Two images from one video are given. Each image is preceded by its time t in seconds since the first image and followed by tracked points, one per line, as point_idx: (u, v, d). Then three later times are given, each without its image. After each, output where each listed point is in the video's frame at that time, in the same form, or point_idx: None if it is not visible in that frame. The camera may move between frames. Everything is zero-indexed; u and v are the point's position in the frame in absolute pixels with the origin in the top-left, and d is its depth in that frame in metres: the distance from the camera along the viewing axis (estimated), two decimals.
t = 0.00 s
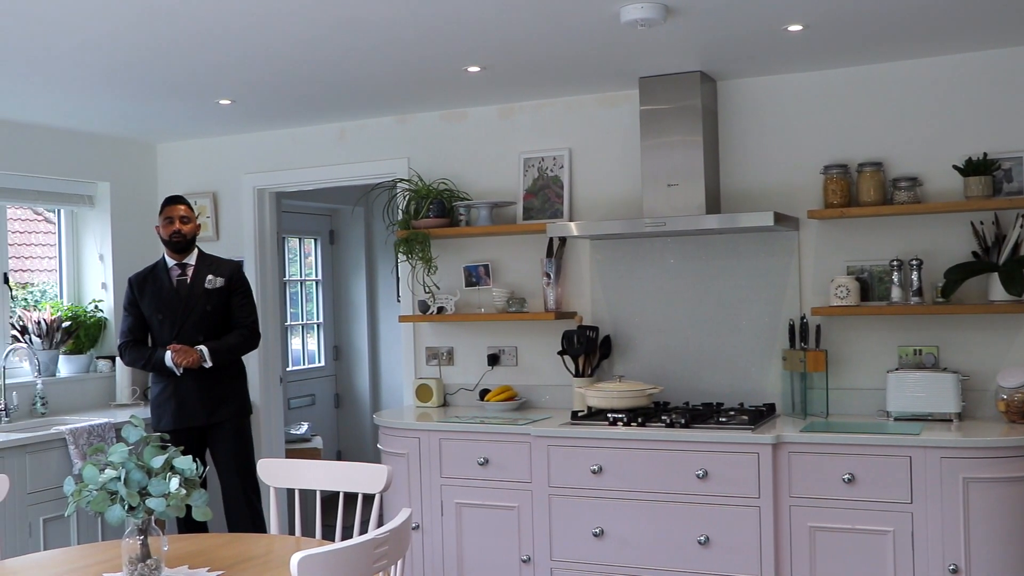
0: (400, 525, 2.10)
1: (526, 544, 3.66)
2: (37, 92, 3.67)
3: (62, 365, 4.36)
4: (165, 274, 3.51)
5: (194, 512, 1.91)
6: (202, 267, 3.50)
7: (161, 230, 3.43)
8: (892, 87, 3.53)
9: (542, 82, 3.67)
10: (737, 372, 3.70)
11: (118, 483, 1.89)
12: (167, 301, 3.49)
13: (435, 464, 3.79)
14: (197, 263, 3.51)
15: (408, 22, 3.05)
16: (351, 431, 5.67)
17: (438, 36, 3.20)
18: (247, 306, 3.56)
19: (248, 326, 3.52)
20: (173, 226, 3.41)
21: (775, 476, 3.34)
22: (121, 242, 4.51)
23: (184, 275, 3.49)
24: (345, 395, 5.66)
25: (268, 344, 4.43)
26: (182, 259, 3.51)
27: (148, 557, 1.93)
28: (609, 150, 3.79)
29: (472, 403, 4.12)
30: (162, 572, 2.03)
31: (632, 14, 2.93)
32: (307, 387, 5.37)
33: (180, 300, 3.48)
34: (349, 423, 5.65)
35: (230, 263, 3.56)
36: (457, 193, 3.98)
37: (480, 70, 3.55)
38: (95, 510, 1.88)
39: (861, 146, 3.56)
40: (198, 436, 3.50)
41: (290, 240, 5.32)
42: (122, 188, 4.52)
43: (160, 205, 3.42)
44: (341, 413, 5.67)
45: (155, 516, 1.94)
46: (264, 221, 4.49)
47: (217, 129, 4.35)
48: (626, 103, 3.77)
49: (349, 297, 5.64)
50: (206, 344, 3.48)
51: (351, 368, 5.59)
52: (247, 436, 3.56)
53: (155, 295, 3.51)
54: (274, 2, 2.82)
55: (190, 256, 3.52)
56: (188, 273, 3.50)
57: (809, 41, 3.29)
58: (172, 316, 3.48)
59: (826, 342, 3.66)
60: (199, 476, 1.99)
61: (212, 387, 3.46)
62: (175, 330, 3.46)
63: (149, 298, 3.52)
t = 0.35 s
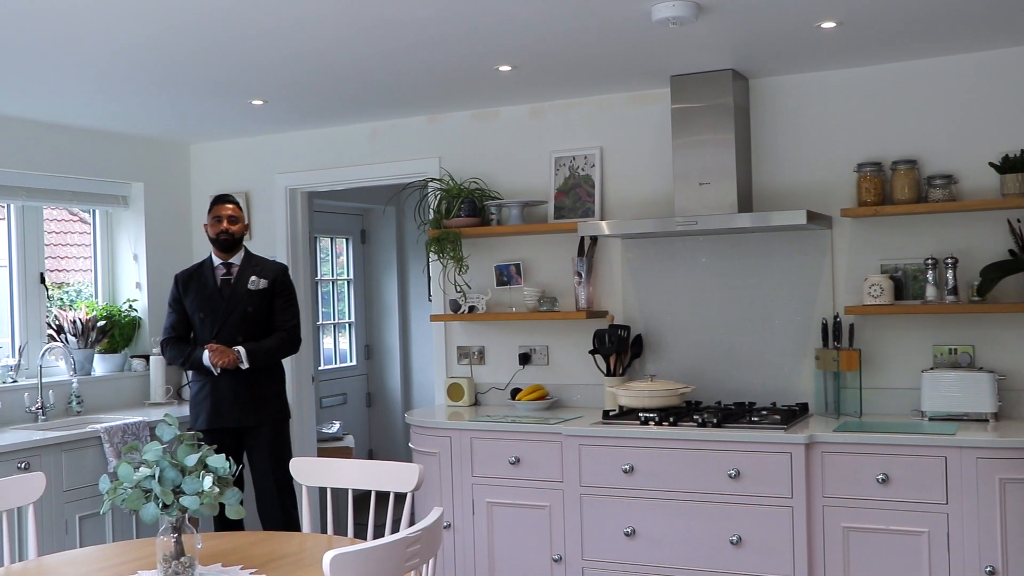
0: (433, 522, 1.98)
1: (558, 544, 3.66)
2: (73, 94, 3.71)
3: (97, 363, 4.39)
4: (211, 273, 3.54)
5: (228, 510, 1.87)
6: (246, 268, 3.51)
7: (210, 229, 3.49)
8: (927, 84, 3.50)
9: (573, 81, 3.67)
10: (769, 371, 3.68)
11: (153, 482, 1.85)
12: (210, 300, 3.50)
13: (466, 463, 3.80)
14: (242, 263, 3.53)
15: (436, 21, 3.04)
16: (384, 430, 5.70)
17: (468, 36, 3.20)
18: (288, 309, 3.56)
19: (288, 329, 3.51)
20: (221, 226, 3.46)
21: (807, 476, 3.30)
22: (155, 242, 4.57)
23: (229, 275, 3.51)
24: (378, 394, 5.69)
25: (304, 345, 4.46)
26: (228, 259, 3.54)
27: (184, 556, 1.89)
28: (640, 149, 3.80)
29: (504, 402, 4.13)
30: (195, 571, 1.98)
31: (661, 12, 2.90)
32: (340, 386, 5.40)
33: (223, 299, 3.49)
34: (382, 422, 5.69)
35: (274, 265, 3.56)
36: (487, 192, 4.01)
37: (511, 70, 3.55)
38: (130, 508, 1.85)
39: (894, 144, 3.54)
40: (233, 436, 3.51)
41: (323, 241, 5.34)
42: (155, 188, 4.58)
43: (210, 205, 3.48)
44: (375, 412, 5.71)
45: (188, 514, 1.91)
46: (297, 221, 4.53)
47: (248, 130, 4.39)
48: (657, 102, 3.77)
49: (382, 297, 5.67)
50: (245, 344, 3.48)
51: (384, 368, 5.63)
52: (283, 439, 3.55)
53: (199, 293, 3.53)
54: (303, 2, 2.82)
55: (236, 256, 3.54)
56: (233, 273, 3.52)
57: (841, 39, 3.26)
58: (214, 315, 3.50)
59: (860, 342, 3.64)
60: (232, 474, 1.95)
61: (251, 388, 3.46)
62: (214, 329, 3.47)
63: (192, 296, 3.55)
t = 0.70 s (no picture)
0: (442, 521, 1.94)
1: (567, 543, 3.66)
2: (84, 93, 3.72)
3: (107, 362, 4.40)
4: (243, 269, 3.53)
5: (238, 509, 1.84)
6: (279, 266, 3.51)
7: (245, 224, 3.47)
8: (937, 82, 3.49)
9: (582, 80, 3.67)
10: (779, 370, 3.68)
11: (162, 481, 1.82)
12: (241, 298, 3.49)
13: (476, 462, 3.80)
14: (275, 260, 3.51)
15: (445, 20, 3.04)
16: (393, 429, 5.71)
17: (477, 35, 3.20)
18: (320, 309, 3.56)
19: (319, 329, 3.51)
20: (255, 222, 3.44)
21: (817, 475, 3.29)
22: (165, 241, 4.58)
23: (261, 271, 3.50)
24: (387, 393, 5.70)
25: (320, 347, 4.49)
26: (261, 255, 3.52)
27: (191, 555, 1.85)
28: (650, 148, 3.80)
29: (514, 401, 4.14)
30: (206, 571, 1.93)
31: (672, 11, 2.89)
32: (348, 386, 5.41)
33: (254, 296, 3.48)
34: (391, 422, 5.70)
35: (307, 264, 3.56)
36: (497, 191, 4.02)
37: (521, 69, 3.55)
38: (139, 507, 1.82)
39: (904, 143, 3.54)
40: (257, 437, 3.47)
41: (331, 241, 5.35)
42: (165, 188, 4.58)
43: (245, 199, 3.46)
44: (383, 411, 5.71)
45: (198, 513, 1.88)
46: (307, 221, 4.54)
47: (258, 129, 4.40)
48: (667, 102, 3.78)
49: (391, 296, 5.68)
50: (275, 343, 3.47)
51: (394, 367, 5.64)
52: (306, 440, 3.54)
53: (230, 290, 3.52)
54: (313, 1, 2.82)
55: (269, 252, 3.52)
56: (265, 270, 3.50)
57: (851, 37, 3.26)
58: (245, 313, 3.49)
59: (869, 341, 3.63)
60: (242, 474, 1.92)
61: (279, 388, 3.44)
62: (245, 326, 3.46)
63: (223, 292, 3.54)
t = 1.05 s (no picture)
0: (441, 521, 1.94)
1: (566, 542, 3.66)
2: (84, 94, 3.73)
3: (106, 362, 4.41)
4: (265, 266, 3.48)
5: (237, 509, 1.84)
6: (301, 265, 3.46)
7: (266, 221, 3.42)
8: (934, 83, 3.50)
9: (582, 80, 3.68)
10: (779, 370, 3.68)
11: (162, 481, 1.82)
12: (262, 297, 3.45)
13: (475, 461, 3.80)
14: (298, 259, 3.45)
15: (444, 20, 3.04)
16: (392, 429, 5.71)
17: (476, 35, 3.20)
18: (342, 310, 3.52)
19: (342, 331, 3.47)
20: (276, 219, 3.39)
21: (816, 474, 3.29)
22: (164, 241, 4.58)
23: (283, 270, 3.45)
24: (387, 392, 5.70)
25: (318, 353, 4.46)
26: (283, 253, 3.46)
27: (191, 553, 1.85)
28: (649, 147, 3.80)
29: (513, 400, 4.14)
30: (204, 570, 1.94)
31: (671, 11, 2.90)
32: (347, 385, 5.41)
33: (275, 295, 3.43)
34: (390, 421, 5.70)
35: (329, 264, 3.52)
36: (497, 191, 4.02)
37: (520, 69, 3.55)
38: (139, 507, 1.82)
39: (903, 143, 3.54)
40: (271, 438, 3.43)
41: (330, 241, 5.36)
42: (164, 188, 4.58)
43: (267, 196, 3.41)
44: (382, 410, 5.72)
45: (198, 513, 1.88)
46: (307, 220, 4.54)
47: (258, 129, 4.40)
48: (667, 102, 3.78)
49: (390, 295, 5.68)
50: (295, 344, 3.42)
51: (392, 366, 5.64)
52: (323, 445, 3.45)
53: (251, 288, 3.47)
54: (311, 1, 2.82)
55: (292, 251, 3.46)
56: (287, 269, 3.45)
57: (849, 37, 3.26)
58: (266, 312, 3.44)
59: (868, 340, 3.64)
60: (242, 474, 1.92)
61: (297, 388, 3.38)
62: (267, 326, 3.42)
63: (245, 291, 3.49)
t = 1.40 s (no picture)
0: (441, 521, 1.94)
1: (565, 542, 3.66)
2: (83, 94, 3.73)
3: (106, 362, 4.42)
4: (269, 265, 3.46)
5: (236, 509, 1.84)
6: (308, 265, 3.46)
7: (269, 221, 3.42)
8: (933, 83, 3.50)
9: (581, 80, 3.68)
10: (778, 370, 3.68)
11: (160, 480, 1.82)
12: (268, 296, 3.41)
13: (473, 461, 3.80)
14: (304, 257, 3.46)
15: (442, 20, 3.04)
16: (391, 429, 5.72)
17: (475, 35, 3.20)
18: (349, 310, 3.54)
19: (350, 330, 3.50)
20: (280, 217, 3.40)
21: (815, 474, 3.29)
22: (163, 241, 4.58)
23: (289, 270, 3.44)
24: (386, 392, 5.71)
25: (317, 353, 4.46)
26: (288, 253, 3.47)
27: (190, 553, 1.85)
28: (648, 147, 3.81)
29: (512, 400, 4.14)
30: (202, 570, 1.94)
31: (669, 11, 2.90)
32: (347, 385, 5.41)
33: (281, 295, 3.42)
34: (389, 421, 5.70)
35: (335, 264, 3.53)
36: (496, 191, 4.02)
37: (518, 69, 3.56)
38: (137, 507, 1.82)
39: (901, 143, 3.54)
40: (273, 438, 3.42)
41: (330, 240, 5.36)
42: (163, 188, 4.58)
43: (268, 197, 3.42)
44: (382, 410, 5.72)
45: (197, 513, 1.88)
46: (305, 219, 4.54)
47: (257, 129, 4.40)
48: (666, 101, 3.78)
49: (389, 295, 5.68)
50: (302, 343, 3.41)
51: (390, 366, 5.65)
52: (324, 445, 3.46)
53: (255, 287, 3.44)
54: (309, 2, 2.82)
55: (296, 250, 3.47)
56: (292, 268, 3.45)
57: (848, 37, 3.26)
58: (271, 311, 3.41)
59: (867, 340, 3.64)
60: (241, 473, 1.92)
61: (302, 388, 3.37)
62: (272, 324, 3.39)
63: (249, 290, 3.46)
